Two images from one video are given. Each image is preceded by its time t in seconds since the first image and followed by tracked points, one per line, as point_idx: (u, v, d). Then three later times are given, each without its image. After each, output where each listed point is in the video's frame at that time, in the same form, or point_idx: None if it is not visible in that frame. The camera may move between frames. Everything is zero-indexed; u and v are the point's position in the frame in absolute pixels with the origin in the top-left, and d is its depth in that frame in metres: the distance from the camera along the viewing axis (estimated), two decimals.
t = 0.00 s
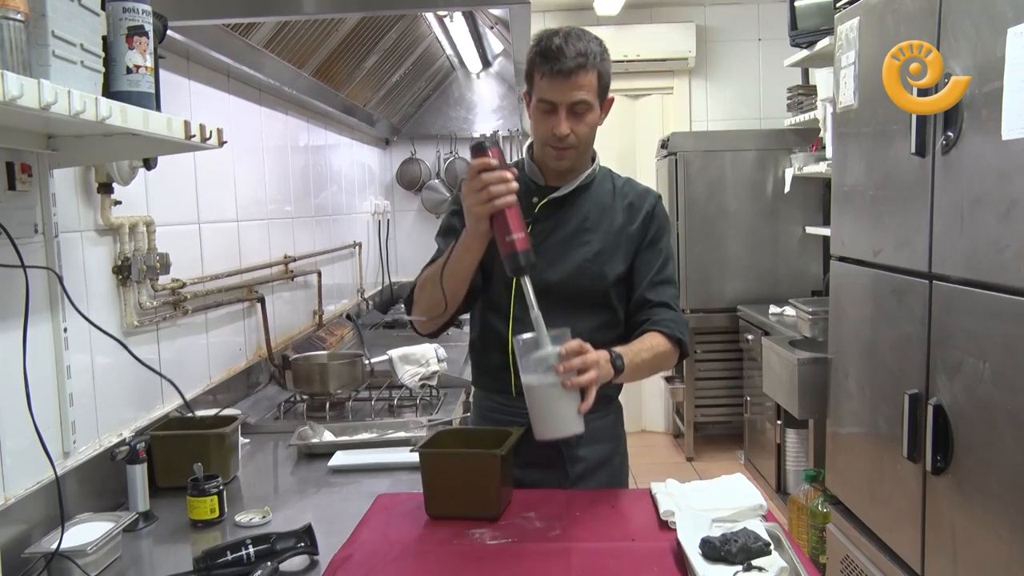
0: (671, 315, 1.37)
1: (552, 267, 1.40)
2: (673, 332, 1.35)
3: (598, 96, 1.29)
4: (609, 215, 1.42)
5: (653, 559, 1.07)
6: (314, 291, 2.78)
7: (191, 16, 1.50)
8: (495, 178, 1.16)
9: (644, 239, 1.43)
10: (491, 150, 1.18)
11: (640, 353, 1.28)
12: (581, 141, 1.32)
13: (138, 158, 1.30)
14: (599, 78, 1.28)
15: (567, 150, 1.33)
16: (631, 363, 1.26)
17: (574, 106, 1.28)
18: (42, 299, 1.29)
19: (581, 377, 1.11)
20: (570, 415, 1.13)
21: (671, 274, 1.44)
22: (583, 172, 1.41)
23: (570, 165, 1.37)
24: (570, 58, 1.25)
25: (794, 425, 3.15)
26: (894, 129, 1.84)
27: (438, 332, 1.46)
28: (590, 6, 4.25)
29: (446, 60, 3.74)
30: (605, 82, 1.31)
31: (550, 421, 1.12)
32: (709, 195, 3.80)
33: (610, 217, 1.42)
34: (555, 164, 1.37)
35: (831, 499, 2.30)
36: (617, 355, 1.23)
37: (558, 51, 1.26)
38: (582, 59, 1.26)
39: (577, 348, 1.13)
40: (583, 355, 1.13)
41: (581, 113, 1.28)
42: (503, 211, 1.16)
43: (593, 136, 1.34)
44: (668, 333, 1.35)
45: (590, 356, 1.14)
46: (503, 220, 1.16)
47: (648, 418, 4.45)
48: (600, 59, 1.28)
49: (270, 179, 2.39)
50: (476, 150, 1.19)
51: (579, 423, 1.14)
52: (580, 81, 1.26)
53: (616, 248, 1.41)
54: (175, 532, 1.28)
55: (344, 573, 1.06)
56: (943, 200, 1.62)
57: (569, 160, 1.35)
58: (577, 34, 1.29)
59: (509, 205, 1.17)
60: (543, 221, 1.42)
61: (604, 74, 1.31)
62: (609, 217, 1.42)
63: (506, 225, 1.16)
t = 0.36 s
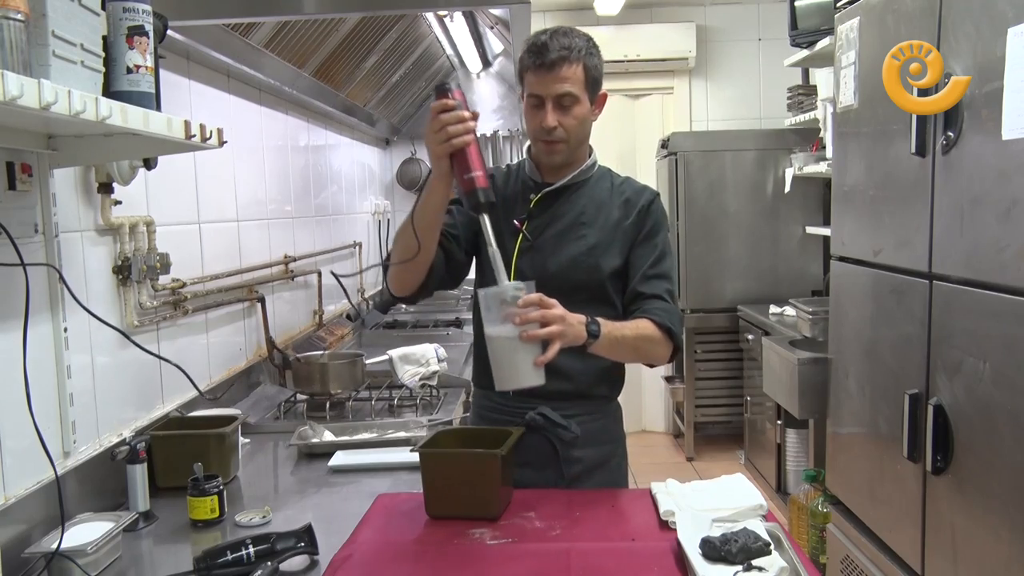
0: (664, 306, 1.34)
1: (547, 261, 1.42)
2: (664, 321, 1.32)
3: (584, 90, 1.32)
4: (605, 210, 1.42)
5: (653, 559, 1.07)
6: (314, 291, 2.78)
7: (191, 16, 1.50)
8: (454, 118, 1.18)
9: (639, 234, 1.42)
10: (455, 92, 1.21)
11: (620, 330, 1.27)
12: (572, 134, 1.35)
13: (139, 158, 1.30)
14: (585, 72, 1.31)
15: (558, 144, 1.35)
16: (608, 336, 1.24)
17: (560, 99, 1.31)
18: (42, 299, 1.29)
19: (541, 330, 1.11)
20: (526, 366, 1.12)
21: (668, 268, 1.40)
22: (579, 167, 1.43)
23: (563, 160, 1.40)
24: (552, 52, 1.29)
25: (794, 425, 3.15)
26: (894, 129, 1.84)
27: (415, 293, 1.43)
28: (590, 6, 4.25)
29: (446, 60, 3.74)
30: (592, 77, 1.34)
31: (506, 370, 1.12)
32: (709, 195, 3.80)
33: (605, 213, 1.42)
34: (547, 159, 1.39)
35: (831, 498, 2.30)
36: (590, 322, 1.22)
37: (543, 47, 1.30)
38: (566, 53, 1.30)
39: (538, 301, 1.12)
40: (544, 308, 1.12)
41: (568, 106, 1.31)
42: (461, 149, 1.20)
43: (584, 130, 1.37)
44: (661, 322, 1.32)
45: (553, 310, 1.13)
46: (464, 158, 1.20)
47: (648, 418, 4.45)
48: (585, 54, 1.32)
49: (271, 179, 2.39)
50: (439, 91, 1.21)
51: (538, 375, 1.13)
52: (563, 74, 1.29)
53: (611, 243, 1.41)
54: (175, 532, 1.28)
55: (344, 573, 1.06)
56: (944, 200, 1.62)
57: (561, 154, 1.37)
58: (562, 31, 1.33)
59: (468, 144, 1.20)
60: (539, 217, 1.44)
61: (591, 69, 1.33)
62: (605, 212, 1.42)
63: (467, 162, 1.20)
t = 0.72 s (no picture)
0: (658, 313, 1.34)
1: (532, 260, 1.42)
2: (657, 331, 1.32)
3: (566, 93, 1.32)
4: (591, 211, 1.43)
5: (652, 559, 1.07)
6: (314, 291, 2.78)
7: (191, 16, 1.50)
8: (424, 118, 1.18)
9: (626, 236, 1.42)
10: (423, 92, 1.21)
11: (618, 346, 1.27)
12: (556, 138, 1.35)
13: (139, 158, 1.30)
14: (566, 75, 1.31)
15: (543, 148, 1.36)
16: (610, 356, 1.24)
17: (543, 104, 1.31)
18: (43, 300, 1.29)
19: (550, 369, 1.11)
20: (538, 407, 1.13)
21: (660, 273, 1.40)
22: (565, 168, 1.44)
23: (549, 163, 1.40)
24: (532, 57, 1.29)
25: (794, 425, 3.15)
26: (894, 129, 1.84)
27: (393, 292, 1.46)
28: (590, 6, 4.25)
29: (445, 60, 3.74)
30: (574, 79, 1.34)
31: (517, 412, 1.12)
32: (709, 195, 3.80)
33: (592, 213, 1.43)
34: (533, 161, 1.40)
35: (831, 498, 2.30)
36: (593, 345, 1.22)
37: (523, 52, 1.30)
38: (546, 58, 1.29)
39: (548, 340, 1.13)
40: (552, 345, 1.13)
41: (551, 110, 1.31)
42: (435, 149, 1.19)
43: (568, 132, 1.37)
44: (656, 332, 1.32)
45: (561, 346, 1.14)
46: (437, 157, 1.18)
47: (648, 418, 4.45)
48: (566, 57, 1.31)
49: (271, 179, 2.39)
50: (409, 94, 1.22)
51: (546, 411, 1.15)
52: (545, 79, 1.29)
53: (598, 243, 1.41)
54: (175, 532, 1.28)
55: (344, 573, 1.06)
56: (944, 200, 1.62)
57: (546, 156, 1.38)
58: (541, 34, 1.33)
59: (441, 143, 1.19)
60: (525, 217, 1.45)
61: (573, 71, 1.33)
62: (591, 212, 1.43)
63: (439, 162, 1.19)
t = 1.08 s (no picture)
0: (657, 326, 1.37)
1: (523, 276, 1.41)
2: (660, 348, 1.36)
3: (549, 116, 1.29)
4: (579, 222, 1.43)
5: (653, 559, 1.07)
6: (314, 291, 2.78)
7: (191, 16, 1.50)
8: (436, 280, 1.22)
9: (617, 245, 1.43)
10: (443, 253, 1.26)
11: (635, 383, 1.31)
12: (541, 158, 1.34)
13: (139, 158, 1.30)
14: (549, 98, 1.28)
15: (529, 168, 1.36)
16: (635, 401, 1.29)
17: (527, 130, 1.29)
18: (42, 300, 1.29)
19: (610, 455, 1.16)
20: (599, 493, 1.17)
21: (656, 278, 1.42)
22: (552, 180, 1.43)
23: (536, 180, 1.40)
24: (514, 85, 1.25)
25: (794, 425, 3.15)
26: (894, 129, 1.84)
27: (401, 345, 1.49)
28: (590, 6, 4.24)
29: (445, 60, 3.73)
30: (557, 97, 1.31)
31: (578, 498, 1.16)
32: (709, 195, 3.80)
33: (581, 224, 1.43)
34: (521, 179, 1.40)
35: (831, 499, 2.31)
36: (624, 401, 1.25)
37: (505, 78, 1.26)
38: (528, 84, 1.26)
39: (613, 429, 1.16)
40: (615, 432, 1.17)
41: (536, 135, 1.30)
42: (444, 316, 1.25)
43: (553, 150, 1.36)
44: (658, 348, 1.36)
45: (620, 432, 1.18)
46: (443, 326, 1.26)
47: (648, 418, 4.45)
48: (548, 77, 1.28)
49: (270, 178, 2.39)
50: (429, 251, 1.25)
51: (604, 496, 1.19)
52: (528, 108, 1.26)
53: (588, 255, 1.42)
54: (175, 532, 1.28)
55: (344, 573, 1.06)
56: (944, 201, 1.62)
57: (533, 175, 1.38)
58: (521, 52, 1.29)
59: (449, 309, 1.23)
60: (513, 231, 1.44)
61: (556, 89, 1.30)
62: (581, 223, 1.43)
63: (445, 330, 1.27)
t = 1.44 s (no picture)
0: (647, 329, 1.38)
1: (514, 282, 1.41)
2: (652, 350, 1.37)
3: (541, 120, 1.29)
4: (569, 226, 1.43)
5: (653, 559, 1.07)
6: (314, 290, 2.78)
7: (192, 15, 1.50)
8: (443, 324, 1.18)
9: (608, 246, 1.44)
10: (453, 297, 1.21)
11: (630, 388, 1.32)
12: (533, 163, 1.34)
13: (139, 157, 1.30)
14: (542, 103, 1.28)
15: (521, 173, 1.35)
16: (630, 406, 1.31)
17: (520, 135, 1.29)
18: (42, 301, 1.29)
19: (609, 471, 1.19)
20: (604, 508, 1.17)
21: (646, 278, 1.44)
22: (543, 184, 1.43)
23: (527, 184, 1.40)
24: (507, 89, 1.25)
25: (794, 425, 3.15)
26: (894, 129, 1.85)
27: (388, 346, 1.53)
28: (590, 6, 4.24)
29: (445, 61, 3.73)
30: (549, 102, 1.31)
31: (585, 512, 1.15)
32: (709, 195, 3.80)
33: (572, 229, 1.43)
34: (511, 184, 1.40)
35: (831, 499, 2.31)
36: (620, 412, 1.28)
37: (497, 83, 1.25)
38: (520, 88, 1.25)
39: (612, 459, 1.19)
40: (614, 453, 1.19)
41: (528, 140, 1.30)
42: (450, 358, 1.20)
43: (545, 155, 1.36)
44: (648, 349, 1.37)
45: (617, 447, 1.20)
46: (450, 369, 1.20)
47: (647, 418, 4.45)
48: (541, 82, 1.27)
49: (270, 177, 2.39)
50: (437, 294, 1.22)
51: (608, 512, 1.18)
52: (521, 112, 1.26)
53: (579, 258, 1.42)
54: (176, 532, 1.28)
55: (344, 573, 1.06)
56: (943, 201, 1.62)
57: (524, 179, 1.38)
58: (512, 57, 1.28)
59: (455, 352, 1.19)
60: (503, 238, 1.43)
61: (548, 93, 1.30)
62: (571, 227, 1.43)
63: (452, 374, 1.21)
